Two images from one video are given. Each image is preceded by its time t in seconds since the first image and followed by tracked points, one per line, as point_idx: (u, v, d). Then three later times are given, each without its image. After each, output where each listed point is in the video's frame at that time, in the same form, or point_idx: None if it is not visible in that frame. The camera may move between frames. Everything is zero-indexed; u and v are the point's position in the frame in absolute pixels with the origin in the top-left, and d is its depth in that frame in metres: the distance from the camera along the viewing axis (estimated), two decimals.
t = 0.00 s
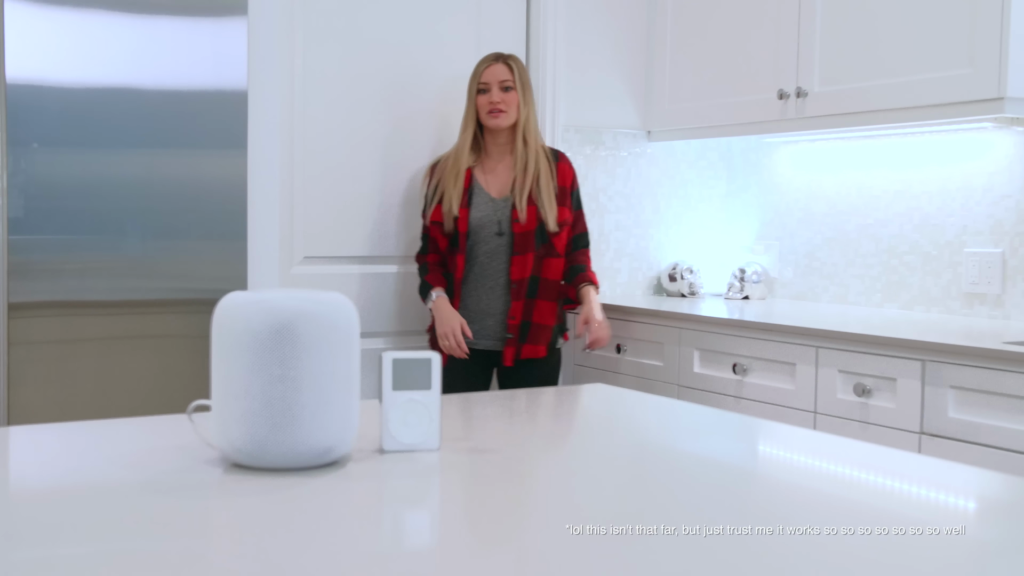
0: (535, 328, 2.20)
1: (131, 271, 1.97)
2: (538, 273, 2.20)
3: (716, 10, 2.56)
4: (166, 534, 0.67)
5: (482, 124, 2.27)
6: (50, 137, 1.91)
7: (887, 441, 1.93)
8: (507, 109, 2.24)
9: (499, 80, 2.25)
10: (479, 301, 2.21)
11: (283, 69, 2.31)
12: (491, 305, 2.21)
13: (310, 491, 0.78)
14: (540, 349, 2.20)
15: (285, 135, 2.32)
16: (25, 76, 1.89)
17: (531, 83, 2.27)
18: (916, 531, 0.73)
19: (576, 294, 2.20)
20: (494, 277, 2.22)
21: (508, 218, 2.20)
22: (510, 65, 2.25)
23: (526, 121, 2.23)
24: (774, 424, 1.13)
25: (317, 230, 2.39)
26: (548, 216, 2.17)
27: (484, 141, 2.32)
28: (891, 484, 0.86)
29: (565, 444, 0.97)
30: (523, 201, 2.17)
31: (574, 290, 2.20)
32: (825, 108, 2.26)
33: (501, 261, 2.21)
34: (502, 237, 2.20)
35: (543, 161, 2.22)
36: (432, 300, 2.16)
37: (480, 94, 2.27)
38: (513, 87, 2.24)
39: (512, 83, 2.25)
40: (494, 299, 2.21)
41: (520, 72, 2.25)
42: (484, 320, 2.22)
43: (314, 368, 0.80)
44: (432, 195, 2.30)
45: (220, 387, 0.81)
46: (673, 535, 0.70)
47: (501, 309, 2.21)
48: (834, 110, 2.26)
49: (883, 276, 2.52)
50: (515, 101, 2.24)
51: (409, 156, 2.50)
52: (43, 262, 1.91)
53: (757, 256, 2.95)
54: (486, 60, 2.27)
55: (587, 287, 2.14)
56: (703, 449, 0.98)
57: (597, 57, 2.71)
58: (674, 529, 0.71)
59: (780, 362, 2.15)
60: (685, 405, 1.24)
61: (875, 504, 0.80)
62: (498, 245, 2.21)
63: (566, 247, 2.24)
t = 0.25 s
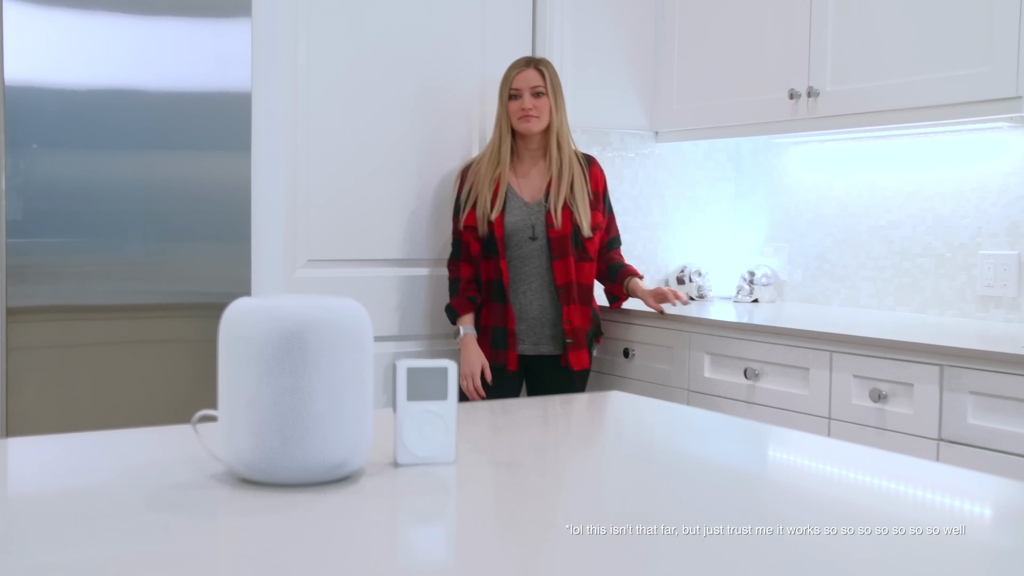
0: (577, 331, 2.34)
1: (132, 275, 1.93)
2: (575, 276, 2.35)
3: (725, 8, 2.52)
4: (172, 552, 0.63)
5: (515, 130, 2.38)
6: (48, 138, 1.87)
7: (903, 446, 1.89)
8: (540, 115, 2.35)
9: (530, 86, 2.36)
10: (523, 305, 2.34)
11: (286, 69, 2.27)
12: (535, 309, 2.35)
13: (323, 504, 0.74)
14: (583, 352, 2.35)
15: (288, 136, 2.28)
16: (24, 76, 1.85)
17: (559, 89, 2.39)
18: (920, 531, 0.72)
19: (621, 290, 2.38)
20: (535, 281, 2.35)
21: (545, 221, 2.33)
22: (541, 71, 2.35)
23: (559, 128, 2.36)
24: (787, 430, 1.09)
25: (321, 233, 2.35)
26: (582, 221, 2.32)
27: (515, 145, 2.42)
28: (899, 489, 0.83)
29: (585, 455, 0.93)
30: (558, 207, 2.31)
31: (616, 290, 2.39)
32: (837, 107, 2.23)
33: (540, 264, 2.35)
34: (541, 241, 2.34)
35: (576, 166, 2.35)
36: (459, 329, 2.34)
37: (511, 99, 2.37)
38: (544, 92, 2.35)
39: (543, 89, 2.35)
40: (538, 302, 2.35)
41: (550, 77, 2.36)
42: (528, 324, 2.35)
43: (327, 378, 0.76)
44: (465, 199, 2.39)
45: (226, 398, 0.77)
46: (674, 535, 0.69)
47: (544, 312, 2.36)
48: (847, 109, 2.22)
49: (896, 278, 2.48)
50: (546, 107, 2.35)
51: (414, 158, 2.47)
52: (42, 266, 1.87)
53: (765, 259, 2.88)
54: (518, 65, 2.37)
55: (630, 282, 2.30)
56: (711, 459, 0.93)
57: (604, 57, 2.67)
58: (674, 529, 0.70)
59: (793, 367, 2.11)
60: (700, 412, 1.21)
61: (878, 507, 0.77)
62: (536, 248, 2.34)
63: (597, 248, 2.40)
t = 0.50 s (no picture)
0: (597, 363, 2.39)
1: (129, 308, 1.90)
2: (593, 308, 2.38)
3: (730, 37, 2.51)
4: None
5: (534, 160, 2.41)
6: (45, 169, 1.83)
7: (919, 484, 1.84)
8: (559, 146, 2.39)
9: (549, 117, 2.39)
10: (541, 336, 2.37)
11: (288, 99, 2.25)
12: (555, 340, 2.37)
13: (325, 566, 0.70)
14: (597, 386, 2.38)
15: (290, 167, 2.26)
16: (20, 106, 1.82)
17: (579, 121, 2.43)
18: (897, 532, 0.84)
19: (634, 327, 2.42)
20: (553, 312, 2.37)
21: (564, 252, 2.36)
22: (560, 103, 2.39)
23: (577, 160, 2.40)
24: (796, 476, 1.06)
25: (321, 264, 2.31)
26: (601, 253, 2.36)
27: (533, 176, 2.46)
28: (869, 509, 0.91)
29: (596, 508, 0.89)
30: (578, 238, 2.34)
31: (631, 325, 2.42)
32: (846, 137, 2.20)
33: (559, 295, 2.37)
34: (560, 272, 2.36)
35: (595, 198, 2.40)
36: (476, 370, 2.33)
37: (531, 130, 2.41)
38: (563, 123, 2.39)
39: (562, 120, 2.39)
40: (556, 334, 2.38)
41: (570, 108, 2.40)
42: (549, 354, 2.38)
43: (329, 433, 0.72)
44: (483, 229, 2.41)
45: (222, 456, 0.73)
46: (676, 535, 0.80)
47: (561, 343, 2.38)
48: (855, 139, 2.19)
49: (905, 310, 2.45)
50: (565, 139, 2.39)
51: (416, 189, 2.44)
52: (36, 299, 1.83)
53: (772, 288, 2.88)
54: (536, 95, 2.41)
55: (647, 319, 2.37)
56: (717, 492, 0.97)
57: (608, 86, 2.65)
58: (675, 530, 0.81)
59: (803, 402, 2.07)
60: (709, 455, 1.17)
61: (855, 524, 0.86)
62: (555, 279, 2.36)
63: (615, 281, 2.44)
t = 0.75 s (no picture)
0: (602, 391, 2.39)
1: (126, 335, 1.87)
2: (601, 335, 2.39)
3: (733, 63, 2.51)
4: None
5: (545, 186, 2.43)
6: (42, 193, 1.81)
7: (931, 514, 1.80)
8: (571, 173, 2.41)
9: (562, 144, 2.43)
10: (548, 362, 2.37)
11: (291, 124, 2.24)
12: (562, 366, 2.37)
13: None
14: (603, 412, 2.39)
15: (292, 192, 2.24)
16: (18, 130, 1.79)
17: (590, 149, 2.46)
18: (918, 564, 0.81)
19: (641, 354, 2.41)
20: (561, 338, 2.38)
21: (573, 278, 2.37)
22: (573, 131, 2.43)
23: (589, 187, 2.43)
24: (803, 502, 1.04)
25: (323, 290, 2.29)
26: (611, 280, 2.37)
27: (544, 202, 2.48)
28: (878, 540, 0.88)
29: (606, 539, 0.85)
30: (588, 265, 2.36)
31: (637, 352, 2.41)
32: (852, 161, 2.19)
33: (567, 322, 2.38)
34: (569, 299, 2.37)
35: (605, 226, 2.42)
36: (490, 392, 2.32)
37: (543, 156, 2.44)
38: (576, 151, 2.43)
39: (575, 147, 2.43)
40: (563, 360, 2.38)
41: (582, 136, 2.44)
42: (555, 381, 2.38)
43: (330, 460, 0.69)
44: (492, 253, 2.41)
45: (218, 484, 0.70)
46: (676, 534, 0.88)
47: (568, 370, 2.38)
48: (860, 163, 2.18)
49: (912, 336, 2.42)
50: (577, 166, 2.42)
51: (419, 214, 2.43)
52: (30, 325, 1.80)
53: (776, 314, 2.83)
54: (550, 122, 2.45)
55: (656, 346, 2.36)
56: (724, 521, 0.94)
57: (611, 112, 2.65)
58: (676, 530, 0.89)
59: (810, 430, 2.03)
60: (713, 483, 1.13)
61: (862, 557, 0.82)
62: (564, 306, 2.37)
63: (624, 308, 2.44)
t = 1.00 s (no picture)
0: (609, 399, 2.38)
1: (128, 343, 1.86)
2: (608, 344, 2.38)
3: (737, 71, 2.51)
4: None
5: (553, 195, 2.44)
6: (43, 201, 1.80)
7: (942, 522, 1.78)
8: (578, 182, 2.41)
9: (569, 153, 2.42)
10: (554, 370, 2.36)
11: (295, 132, 2.24)
12: (568, 374, 2.36)
13: None
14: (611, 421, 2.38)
15: (295, 200, 2.24)
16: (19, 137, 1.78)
17: (597, 158, 2.46)
18: None
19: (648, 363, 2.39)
20: (567, 346, 2.37)
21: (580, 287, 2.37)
22: (580, 140, 2.43)
23: (597, 196, 2.43)
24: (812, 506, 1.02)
25: (327, 298, 2.28)
26: (618, 288, 2.37)
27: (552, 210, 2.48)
28: (884, 551, 0.84)
29: (618, 541, 0.84)
30: (594, 273, 2.35)
31: (643, 360, 2.39)
32: (859, 169, 2.19)
33: (573, 330, 2.37)
34: (575, 307, 2.36)
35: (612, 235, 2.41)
36: (502, 400, 2.31)
37: (551, 165, 2.44)
38: (583, 160, 2.42)
39: (582, 156, 2.43)
40: (569, 369, 2.37)
41: (589, 146, 2.44)
42: (561, 389, 2.37)
43: (339, 455, 0.68)
44: (499, 261, 2.41)
45: (224, 480, 0.69)
46: (676, 534, 0.88)
47: (574, 379, 2.37)
48: (866, 170, 2.18)
49: (919, 344, 2.40)
50: (584, 175, 2.42)
51: (423, 222, 2.42)
52: (31, 333, 1.79)
53: (782, 324, 2.83)
54: (557, 131, 2.45)
55: (662, 355, 2.34)
56: (728, 527, 0.91)
57: (615, 121, 2.65)
58: (676, 530, 0.89)
59: (819, 438, 2.01)
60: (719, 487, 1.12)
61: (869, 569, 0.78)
62: (570, 314, 2.37)
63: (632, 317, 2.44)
